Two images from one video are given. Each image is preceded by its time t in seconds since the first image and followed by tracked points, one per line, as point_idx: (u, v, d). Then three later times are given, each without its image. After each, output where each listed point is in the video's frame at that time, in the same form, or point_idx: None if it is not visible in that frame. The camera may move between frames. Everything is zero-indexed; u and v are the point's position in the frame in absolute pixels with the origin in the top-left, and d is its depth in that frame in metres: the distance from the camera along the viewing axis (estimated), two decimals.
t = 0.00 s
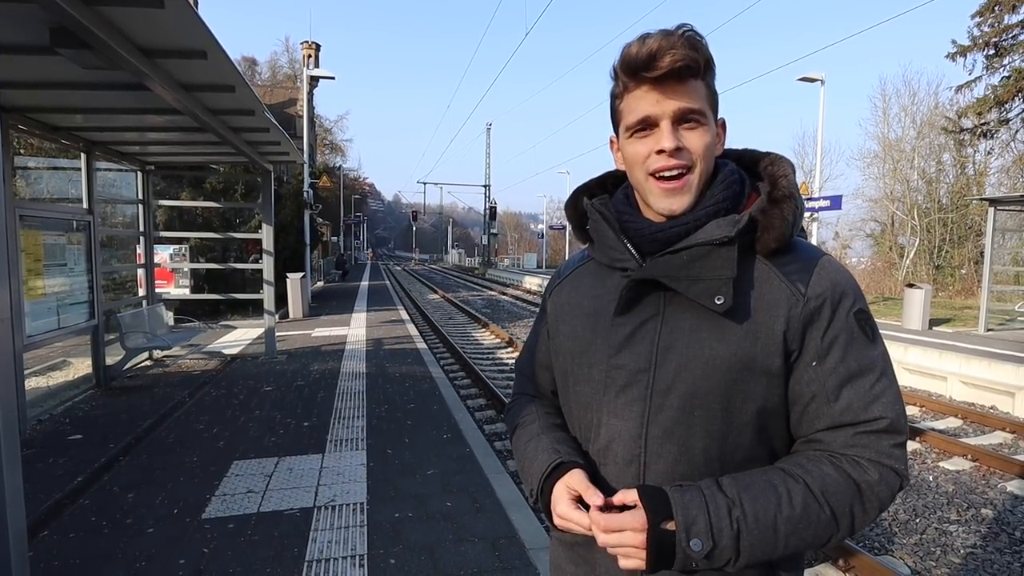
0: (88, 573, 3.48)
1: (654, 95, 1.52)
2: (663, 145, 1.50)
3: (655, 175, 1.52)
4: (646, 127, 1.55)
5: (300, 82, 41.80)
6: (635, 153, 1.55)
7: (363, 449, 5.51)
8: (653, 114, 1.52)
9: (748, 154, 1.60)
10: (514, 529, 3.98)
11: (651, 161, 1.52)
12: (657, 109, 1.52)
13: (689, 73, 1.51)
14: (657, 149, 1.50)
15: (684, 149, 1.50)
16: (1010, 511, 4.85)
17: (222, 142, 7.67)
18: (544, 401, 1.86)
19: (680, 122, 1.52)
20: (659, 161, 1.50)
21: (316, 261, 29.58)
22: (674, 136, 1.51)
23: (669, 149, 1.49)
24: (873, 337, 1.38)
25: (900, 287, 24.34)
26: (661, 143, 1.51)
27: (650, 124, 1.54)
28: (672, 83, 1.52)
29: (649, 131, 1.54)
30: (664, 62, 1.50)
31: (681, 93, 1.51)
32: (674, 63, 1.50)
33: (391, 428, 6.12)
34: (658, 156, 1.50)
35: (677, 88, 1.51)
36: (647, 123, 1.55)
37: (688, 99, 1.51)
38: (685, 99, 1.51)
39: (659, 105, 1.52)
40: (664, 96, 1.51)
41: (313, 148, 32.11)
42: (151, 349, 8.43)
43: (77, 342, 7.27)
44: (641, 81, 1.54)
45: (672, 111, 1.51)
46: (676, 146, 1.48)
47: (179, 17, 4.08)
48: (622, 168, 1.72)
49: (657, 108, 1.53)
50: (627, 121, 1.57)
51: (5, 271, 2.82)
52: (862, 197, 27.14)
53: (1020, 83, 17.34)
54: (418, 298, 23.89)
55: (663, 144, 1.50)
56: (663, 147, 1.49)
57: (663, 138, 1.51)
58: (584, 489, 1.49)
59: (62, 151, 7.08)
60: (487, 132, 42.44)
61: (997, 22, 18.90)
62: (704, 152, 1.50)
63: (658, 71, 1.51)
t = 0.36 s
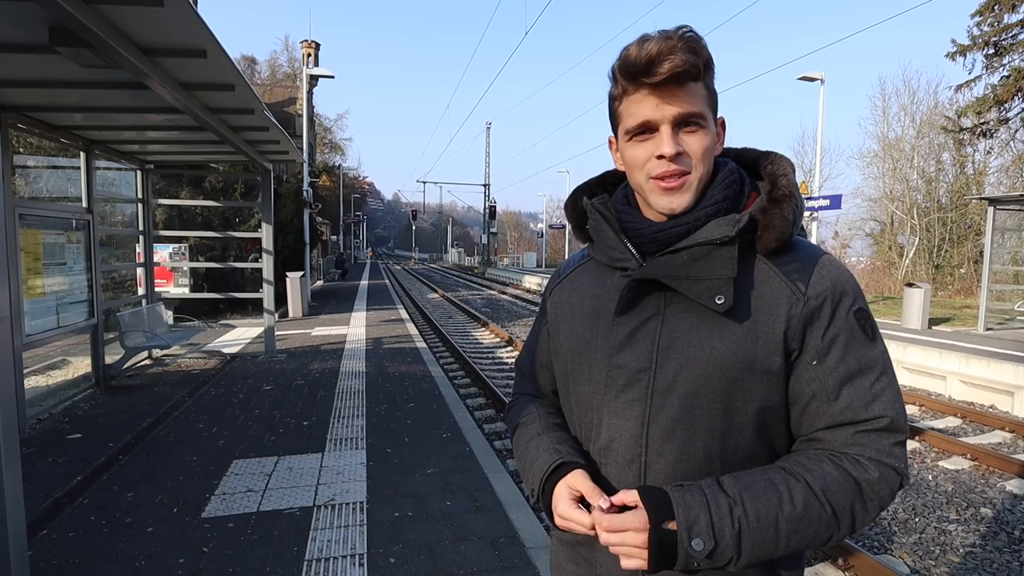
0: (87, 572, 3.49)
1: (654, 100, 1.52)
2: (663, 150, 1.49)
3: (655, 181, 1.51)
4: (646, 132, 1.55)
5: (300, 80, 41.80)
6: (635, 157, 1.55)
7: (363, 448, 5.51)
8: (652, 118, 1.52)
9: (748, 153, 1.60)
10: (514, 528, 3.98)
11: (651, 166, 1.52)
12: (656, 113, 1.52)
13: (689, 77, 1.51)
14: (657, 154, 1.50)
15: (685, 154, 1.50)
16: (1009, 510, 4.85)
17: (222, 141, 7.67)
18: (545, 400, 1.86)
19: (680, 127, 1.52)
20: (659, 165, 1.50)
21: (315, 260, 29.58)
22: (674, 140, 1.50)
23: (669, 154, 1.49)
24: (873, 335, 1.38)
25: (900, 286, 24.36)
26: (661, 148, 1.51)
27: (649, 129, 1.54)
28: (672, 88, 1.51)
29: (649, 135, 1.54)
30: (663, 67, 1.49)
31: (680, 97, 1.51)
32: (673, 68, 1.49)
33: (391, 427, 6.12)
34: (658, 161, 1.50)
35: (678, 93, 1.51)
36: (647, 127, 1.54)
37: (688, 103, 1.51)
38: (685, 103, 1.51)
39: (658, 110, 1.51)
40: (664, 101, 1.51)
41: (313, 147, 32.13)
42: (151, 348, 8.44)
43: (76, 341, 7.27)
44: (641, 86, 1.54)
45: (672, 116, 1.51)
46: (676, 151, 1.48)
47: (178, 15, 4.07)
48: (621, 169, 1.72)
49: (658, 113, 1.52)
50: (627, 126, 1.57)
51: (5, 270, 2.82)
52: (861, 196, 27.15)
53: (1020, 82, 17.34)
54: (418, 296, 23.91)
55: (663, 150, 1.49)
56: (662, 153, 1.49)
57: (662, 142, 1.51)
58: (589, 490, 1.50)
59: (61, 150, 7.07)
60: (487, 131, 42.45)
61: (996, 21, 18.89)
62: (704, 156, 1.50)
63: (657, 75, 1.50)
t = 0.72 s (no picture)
0: (85, 572, 3.47)
1: (654, 101, 1.51)
2: (663, 151, 1.49)
3: (656, 182, 1.51)
4: (647, 133, 1.54)
5: (299, 80, 41.75)
6: (636, 158, 1.55)
7: (362, 448, 5.50)
8: (653, 119, 1.52)
9: (748, 153, 1.60)
10: (514, 527, 3.98)
11: (652, 167, 1.51)
12: (657, 115, 1.51)
13: (689, 78, 1.50)
14: (658, 156, 1.50)
15: (685, 155, 1.49)
16: (1008, 509, 4.86)
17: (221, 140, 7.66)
18: (545, 399, 1.86)
19: (681, 129, 1.51)
20: (660, 167, 1.49)
21: (315, 259, 29.55)
22: (674, 142, 1.50)
23: (670, 155, 1.48)
24: (873, 335, 1.38)
25: (899, 285, 24.39)
26: (661, 149, 1.50)
27: (650, 130, 1.53)
28: (672, 89, 1.51)
29: (650, 136, 1.53)
30: (663, 69, 1.49)
31: (680, 98, 1.50)
32: (673, 70, 1.49)
33: (390, 426, 6.12)
34: (659, 163, 1.49)
35: (678, 94, 1.50)
36: (647, 129, 1.54)
37: (689, 105, 1.50)
38: (686, 105, 1.50)
39: (659, 111, 1.51)
40: (664, 102, 1.50)
41: (312, 146, 32.08)
42: (149, 347, 8.43)
43: (74, 340, 7.26)
44: (641, 86, 1.53)
45: (672, 117, 1.50)
46: (677, 152, 1.47)
47: (177, 14, 4.07)
48: (621, 169, 1.72)
49: (658, 114, 1.52)
50: (628, 127, 1.57)
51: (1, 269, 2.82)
52: (860, 195, 27.16)
53: (1018, 82, 17.35)
54: (417, 296, 23.91)
55: (664, 151, 1.49)
56: (663, 155, 1.49)
57: (663, 144, 1.50)
58: (589, 490, 1.49)
59: (60, 148, 7.05)
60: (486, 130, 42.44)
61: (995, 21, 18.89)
62: (704, 157, 1.49)
63: (657, 77, 1.50)
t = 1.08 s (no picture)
0: (83, 572, 3.47)
1: (654, 100, 1.51)
2: (663, 150, 1.48)
3: (656, 181, 1.50)
4: (647, 131, 1.53)
5: (298, 79, 41.68)
6: (636, 157, 1.54)
7: (361, 447, 5.49)
8: (652, 119, 1.51)
9: (749, 153, 1.59)
10: (513, 527, 3.97)
11: (652, 167, 1.50)
12: (657, 114, 1.51)
13: (689, 77, 1.49)
14: (657, 155, 1.49)
15: (684, 155, 1.48)
16: (1007, 508, 4.85)
17: (220, 139, 7.64)
18: (546, 399, 1.86)
19: (681, 128, 1.50)
20: (660, 166, 1.48)
21: (315, 258, 29.50)
22: (674, 141, 1.49)
23: (669, 155, 1.47)
24: (873, 335, 1.37)
25: (898, 285, 24.39)
26: (661, 148, 1.49)
27: (650, 129, 1.52)
28: (672, 88, 1.50)
29: (650, 135, 1.53)
30: (663, 67, 1.48)
31: (680, 97, 1.49)
32: (673, 69, 1.48)
33: (390, 426, 6.11)
34: (658, 162, 1.49)
35: (678, 92, 1.50)
36: (647, 128, 1.53)
37: (689, 103, 1.49)
38: (686, 103, 1.49)
39: (658, 110, 1.50)
40: (664, 101, 1.50)
41: (312, 145, 32.02)
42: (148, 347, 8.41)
43: (73, 340, 7.25)
44: (641, 85, 1.52)
45: (672, 116, 1.50)
46: (677, 152, 1.47)
47: (176, 13, 4.07)
48: (622, 169, 1.71)
49: (657, 113, 1.51)
50: (627, 126, 1.56)
51: None
52: (860, 195, 27.18)
53: (1017, 82, 17.35)
54: (417, 295, 23.88)
55: (664, 150, 1.48)
56: (662, 154, 1.48)
57: (663, 143, 1.50)
58: (590, 491, 1.48)
59: (58, 147, 7.04)
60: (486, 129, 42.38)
61: (994, 21, 18.87)
62: (704, 157, 1.49)
63: (657, 76, 1.49)
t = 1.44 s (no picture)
0: (81, 572, 3.46)
1: (655, 96, 1.50)
2: (664, 147, 1.48)
3: (657, 179, 1.50)
4: (647, 129, 1.53)
5: (298, 78, 41.66)
6: (636, 154, 1.54)
7: (361, 447, 5.48)
8: (653, 115, 1.51)
9: (750, 152, 1.59)
10: (512, 527, 3.97)
11: (652, 164, 1.50)
12: (657, 111, 1.50)
13: (689, 74, 1.49)
14: (658, 151, 1.49)
15: (685, 151, 1.48)
16: (1006, 508, 4.86)
17: (219, 137, 7.63)
18: (545, 397, 1.85)
19: (682, 124, 1.50)
20: (660, 163, 1.48)
21: (314, 258, 29.47)
22: (674, 137, 1.49)
23: (670, 151, 1.47)
24: (874, 335, 1.37)
25: (898, 285, 24.40)
26: (662, 145, 1.49)
27: (650, 126, 1.52)
28: (673, 84, 1.50)
29: (650, 132, 1.52)
30: (664, 63, 1.48)
31: (681, 94, 1.49)
32: (674, 65, 1.48)
33: (389, 426, 6.10)
34: (659, 158, 1.48)
35: (679, 89, 1.49)
36: (648, 125, 1.53)
37: (690, 100, 1.49)
38: (687, 100, 1.49)
39: (659, 107, 1.50)
40: (665, 97, 1.49)
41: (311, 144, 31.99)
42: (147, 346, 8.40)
43: (71, 339, 7.24)
44: (642, 81, 1.52)
45: (672, 113, 1.49)
46: (677, 148, 1.46)
47: (176, 12, 4.06)
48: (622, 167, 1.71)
49: (658, 109, 1.51)
50: (628, 123, 1.56)
51: None
52: (859, 195, 27.20)
53: (1016, 83, 17.36)
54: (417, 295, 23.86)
55: (664, 147, 1.48)
56: (662, 150, 1.48)
57: (664, 139, 1.49)
58: (589, 493, 1.48)
59: (57, 146, 7.03)
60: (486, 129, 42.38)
61: (993, 21, 18.88)
62: (704, 154, 1.48)
63: (657, 72, 1.49)
